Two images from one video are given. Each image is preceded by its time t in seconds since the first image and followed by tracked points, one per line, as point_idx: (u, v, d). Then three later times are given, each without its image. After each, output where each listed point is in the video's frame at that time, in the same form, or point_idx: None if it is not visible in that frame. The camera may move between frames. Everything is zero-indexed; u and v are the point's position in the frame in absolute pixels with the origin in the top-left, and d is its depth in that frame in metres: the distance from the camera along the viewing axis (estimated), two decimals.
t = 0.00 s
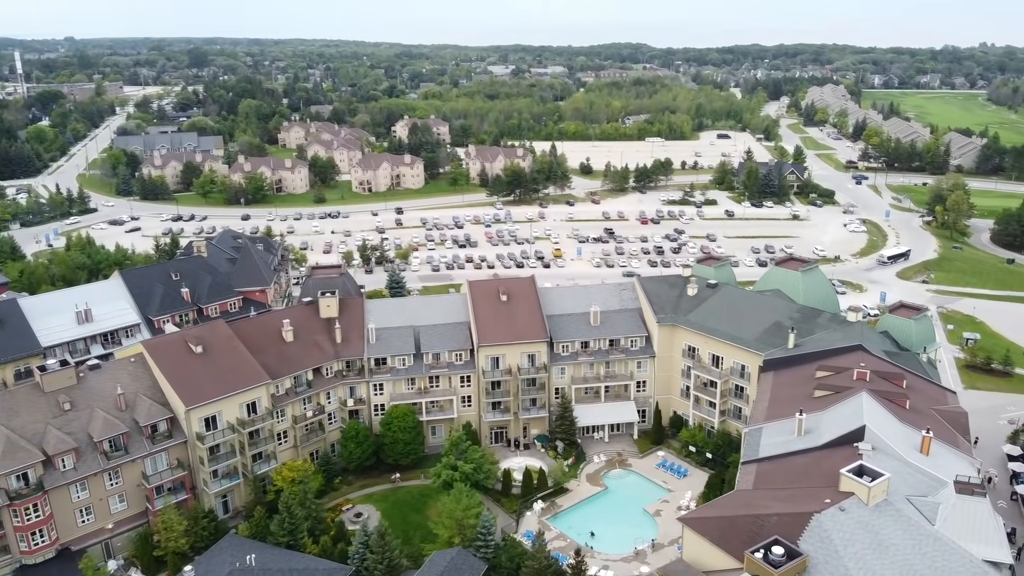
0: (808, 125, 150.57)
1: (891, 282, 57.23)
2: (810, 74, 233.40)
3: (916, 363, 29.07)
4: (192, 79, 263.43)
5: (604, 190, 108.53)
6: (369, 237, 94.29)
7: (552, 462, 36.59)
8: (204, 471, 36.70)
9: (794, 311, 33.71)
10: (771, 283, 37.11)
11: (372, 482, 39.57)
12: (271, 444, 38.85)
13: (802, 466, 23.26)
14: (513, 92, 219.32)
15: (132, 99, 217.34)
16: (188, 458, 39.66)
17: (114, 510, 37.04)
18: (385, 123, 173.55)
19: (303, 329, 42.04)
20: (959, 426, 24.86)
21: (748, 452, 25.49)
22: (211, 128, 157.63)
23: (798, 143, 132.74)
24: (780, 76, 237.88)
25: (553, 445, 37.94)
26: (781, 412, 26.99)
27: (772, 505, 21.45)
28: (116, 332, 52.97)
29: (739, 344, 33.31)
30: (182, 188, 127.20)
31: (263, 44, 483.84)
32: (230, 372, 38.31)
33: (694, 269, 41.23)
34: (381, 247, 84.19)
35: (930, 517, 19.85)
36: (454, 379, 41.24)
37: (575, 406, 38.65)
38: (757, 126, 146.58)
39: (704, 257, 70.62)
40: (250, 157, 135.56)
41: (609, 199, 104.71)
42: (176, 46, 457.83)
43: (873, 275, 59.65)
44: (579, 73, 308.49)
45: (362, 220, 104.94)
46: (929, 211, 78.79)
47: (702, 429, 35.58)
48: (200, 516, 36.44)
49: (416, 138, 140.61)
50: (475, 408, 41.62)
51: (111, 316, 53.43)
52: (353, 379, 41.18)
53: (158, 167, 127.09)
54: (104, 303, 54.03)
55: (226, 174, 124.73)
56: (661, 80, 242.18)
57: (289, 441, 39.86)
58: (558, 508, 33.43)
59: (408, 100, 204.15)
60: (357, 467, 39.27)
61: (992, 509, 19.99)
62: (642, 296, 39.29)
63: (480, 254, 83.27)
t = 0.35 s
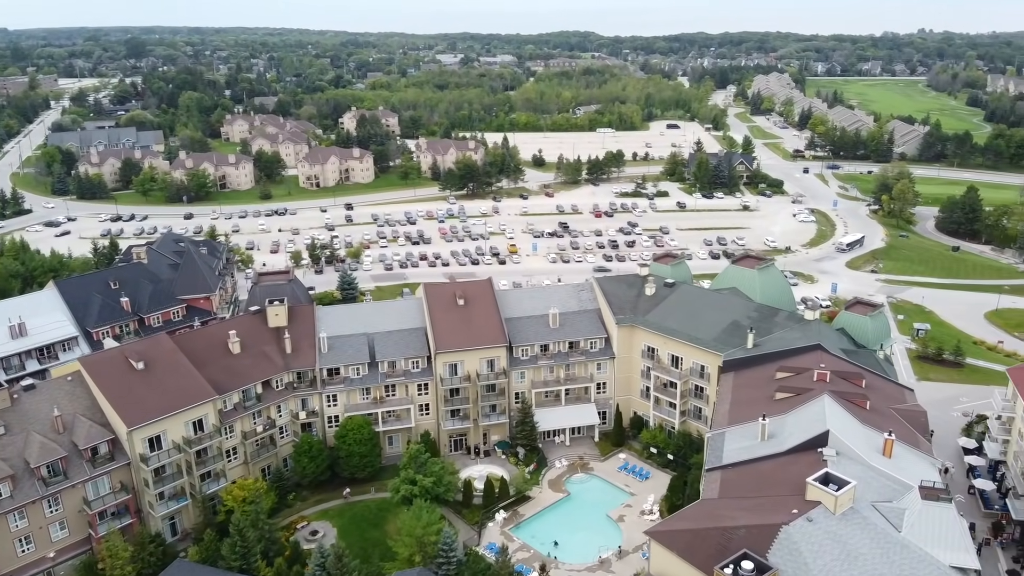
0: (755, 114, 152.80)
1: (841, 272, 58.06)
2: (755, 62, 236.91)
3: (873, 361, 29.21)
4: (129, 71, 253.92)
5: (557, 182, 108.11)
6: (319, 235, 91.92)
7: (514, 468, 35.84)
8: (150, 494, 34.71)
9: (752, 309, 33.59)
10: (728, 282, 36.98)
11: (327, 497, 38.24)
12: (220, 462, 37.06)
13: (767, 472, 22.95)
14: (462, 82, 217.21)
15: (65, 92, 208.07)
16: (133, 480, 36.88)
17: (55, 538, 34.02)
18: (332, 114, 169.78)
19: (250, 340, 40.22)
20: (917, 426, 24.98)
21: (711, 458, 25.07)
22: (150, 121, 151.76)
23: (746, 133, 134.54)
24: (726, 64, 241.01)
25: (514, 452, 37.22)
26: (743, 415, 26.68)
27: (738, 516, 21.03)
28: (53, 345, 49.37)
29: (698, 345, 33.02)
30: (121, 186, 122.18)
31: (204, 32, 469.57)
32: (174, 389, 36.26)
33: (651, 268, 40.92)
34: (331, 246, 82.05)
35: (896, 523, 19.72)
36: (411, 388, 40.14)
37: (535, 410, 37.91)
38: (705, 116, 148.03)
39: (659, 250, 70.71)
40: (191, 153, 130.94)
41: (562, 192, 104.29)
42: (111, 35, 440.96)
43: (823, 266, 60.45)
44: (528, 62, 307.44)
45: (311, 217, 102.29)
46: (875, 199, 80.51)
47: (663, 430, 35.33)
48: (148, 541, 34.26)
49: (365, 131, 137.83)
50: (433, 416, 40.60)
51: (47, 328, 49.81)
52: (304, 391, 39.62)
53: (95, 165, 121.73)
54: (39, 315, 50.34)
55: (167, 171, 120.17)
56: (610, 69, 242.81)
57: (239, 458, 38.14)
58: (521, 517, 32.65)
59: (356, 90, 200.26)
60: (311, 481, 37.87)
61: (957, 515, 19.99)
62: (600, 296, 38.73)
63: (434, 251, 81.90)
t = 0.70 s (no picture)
0: (703, 108, 154.42)
1: (793, 268, 58.65)
2: (702, 55, 240.03)
3: (832, 365, 29.28)
4: (62, 68, 243.70)
5: (510, 180, 107.30)
6: (266, 239, 89.26)
7: (475, 483, 35.00)
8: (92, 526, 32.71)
9: (710, 314, 33.41)
10: (685, 286, 36.76)
11: (281, 520, 36.83)
12: (167, 489, 35.21)
13: (733, 486, 22.57)
14: (411, 77, 214.36)
15: None
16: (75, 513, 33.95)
17: None
18: (277, 112, 165.49)
19: (195, 358, 38.28)
20: (878, 430, 25.04)
21: (676, 471, 24.60)
22: (86, 121, 145.48)
23: (695, 128, 135.86)
24: (673, 58, 243.19)
25: (475, 465, 36.38)
26: (706, 425, 26.29)
27: (705, 534, 20.54)
28: None
29: (657, 351, 32.65)
30: (56, 191, 116.85)
31: (141, 27, 454.03)
32: (116, 414, 34.11)
33: (608, 272, 40.48)
34: (279, 251, 79.63)
35: (864, 536, 19.50)
36: (366, 403, 38.91)
37: (496, 421, 37.03)
38: (655, 110, 148.91)
39: (614, 249, 70.56)
40: (130, 154, 126.00)
41: (515, 190, 103.54)
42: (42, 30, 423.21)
43: (776, 261, 61.04)
44: (477, 56, 305.31)
45: (258, 220, 99.34)
46: (823, 193, 81.93)
47: (624, 437, 34.98)
48: None
49: (312, 130, 134.60)
50: (390, 431, 39.46)
51: None
52: (254, 411, 37.98)
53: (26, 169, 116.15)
54: None
55: (105, 173, 115.29)
56: (559, 63, 242.77)
57: (186, 483, 36.33)
58: (483, 534, 31.81)
59: (301, 86, 195.71)
60: (263, 505, 36.34)
61: (923, 525, 19.90)
62: (559, 303, 38.02)
63: (386, 253, 80.24)
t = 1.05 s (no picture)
0: (651, 105, 155.64)
1: (745, 266, 59.13)
2: (649, 51, 242.28)
3: (791, 371, 29.24)
4: None
5: (462, 180, 106.19)
6: (211, 247, 86.35)
7: (434, 502, 34.11)
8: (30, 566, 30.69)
9: (669, 321, 33.13)
10: (643, 292, 36.50)
11: (232, 548, 35.31)
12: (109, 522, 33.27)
13: (699, 502, 22.14)
14: (358, 74, 210.72)
15: None
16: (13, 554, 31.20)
17: None
18: (220, 112, 160.69)
19: (136, 381, 36.22)
20: (840, 439, 25.01)
21: (641, 487, 24.05)
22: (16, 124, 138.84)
23: (644, 125, 136.75)
24: (621, 53, 244.76)
25: (434, 483, 35.44)
26: (669, 438, 25.82)
27: (676, 556, 20.03)
28: None
29: (617, 361, 32.17)
30: None
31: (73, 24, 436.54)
32: (53, 445, 31.91)
33: (565, 280, 39.93)
34: (224, 258, 76.96)
35: (832, 553, 19.31)
36: (319, 423, 37.56)
37: (455, 435, 36.10)
38: (604, 107, 149.48)
39: (570, 251, 70.27)
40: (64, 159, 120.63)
41: (468, 190, 102.46)
42: None
43: (728, 259, 61.54)
44: (424, 52, 302.23)
45: (202, 227, 96.07)
46: (772, 190, 83.19)
47: (585, 448, 34.49)
48: None
49: (257, 131, 131.01)
50: (345, 450, 38.25)
51: None
52: (201, 436, 36.18)
53: None
54: None
55: (37, 179, 110.05)
56: (507, 60, 242.07)
57: (130, 514, 34.41)
58: (445, 555, 30.95)
59: (244, 85, 190.59)
60: (212, 534, 34.74)
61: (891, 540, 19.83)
62: (517, 312, 37.24)
63: (337, 258, 78.34)
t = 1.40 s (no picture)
0: (580, 102, 156.48)
1: (678, 265, 59.69)
2: (575, 47, 244.04)
3: (731, 376, 29.31)
4: None
5: (393, 181, 104.16)
6: (129, 259, 82.01)
7: (376, 526, 32.90)
8: None
9: (609, 330, 32.89)
10: (583, 299, 36.29)
11: None
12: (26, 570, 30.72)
13: (649, 519, 21.68)
14: (281, 73, 204.56)
15: None
16: None
17: None
18: (136, 114, 153.40)
19: (50, 415, 33.50)
20: (782, 445, 25.14)
21: (589, 505, 23.44)
22: None
23: (575, 122, 137.35)
24: (548, 50, 245.68)
25: (375, 506, 34.18)
26: (615, 452, 25.34)
27: None
28: None
29: (560, 372, 31.60)
30: None
31: None
32: None
33: (505, 289, 39.21)
34: (143, 271, 73.11)
35: (783, 566, 19.23)
36: (251, 450, 35.71)
37: (395, 455, 34.88)
38: (534, 104, 149.52)
39: (506, 253, 69.66)
40: None
41: (399, 192, 100.57)
42: None
43: (662, 258, 62.07)
44: (349, 49, 296.13)
45: (119, 238, 91.23)
46: (701, 186, 84.55)
47: (530, 461, 33.89)
48: None
49: (175, 135, 125.42)
50: (280, 476, 36.48)
51: None
52: (124, 470, 33.79)
53: None
54: None
55: None
56: (435, 57, 239.69)
57: (50, 558, 31.88)
58: None
59: (161, 86, 182.57)
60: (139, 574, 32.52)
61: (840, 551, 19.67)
62: (457, 325, 36.29)
63: (264, 268, 75.41)
